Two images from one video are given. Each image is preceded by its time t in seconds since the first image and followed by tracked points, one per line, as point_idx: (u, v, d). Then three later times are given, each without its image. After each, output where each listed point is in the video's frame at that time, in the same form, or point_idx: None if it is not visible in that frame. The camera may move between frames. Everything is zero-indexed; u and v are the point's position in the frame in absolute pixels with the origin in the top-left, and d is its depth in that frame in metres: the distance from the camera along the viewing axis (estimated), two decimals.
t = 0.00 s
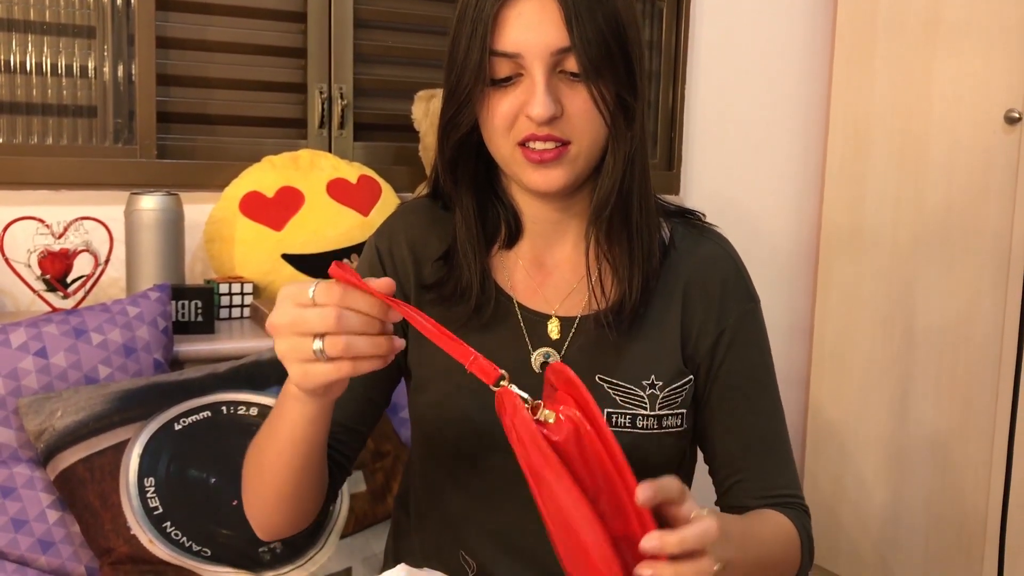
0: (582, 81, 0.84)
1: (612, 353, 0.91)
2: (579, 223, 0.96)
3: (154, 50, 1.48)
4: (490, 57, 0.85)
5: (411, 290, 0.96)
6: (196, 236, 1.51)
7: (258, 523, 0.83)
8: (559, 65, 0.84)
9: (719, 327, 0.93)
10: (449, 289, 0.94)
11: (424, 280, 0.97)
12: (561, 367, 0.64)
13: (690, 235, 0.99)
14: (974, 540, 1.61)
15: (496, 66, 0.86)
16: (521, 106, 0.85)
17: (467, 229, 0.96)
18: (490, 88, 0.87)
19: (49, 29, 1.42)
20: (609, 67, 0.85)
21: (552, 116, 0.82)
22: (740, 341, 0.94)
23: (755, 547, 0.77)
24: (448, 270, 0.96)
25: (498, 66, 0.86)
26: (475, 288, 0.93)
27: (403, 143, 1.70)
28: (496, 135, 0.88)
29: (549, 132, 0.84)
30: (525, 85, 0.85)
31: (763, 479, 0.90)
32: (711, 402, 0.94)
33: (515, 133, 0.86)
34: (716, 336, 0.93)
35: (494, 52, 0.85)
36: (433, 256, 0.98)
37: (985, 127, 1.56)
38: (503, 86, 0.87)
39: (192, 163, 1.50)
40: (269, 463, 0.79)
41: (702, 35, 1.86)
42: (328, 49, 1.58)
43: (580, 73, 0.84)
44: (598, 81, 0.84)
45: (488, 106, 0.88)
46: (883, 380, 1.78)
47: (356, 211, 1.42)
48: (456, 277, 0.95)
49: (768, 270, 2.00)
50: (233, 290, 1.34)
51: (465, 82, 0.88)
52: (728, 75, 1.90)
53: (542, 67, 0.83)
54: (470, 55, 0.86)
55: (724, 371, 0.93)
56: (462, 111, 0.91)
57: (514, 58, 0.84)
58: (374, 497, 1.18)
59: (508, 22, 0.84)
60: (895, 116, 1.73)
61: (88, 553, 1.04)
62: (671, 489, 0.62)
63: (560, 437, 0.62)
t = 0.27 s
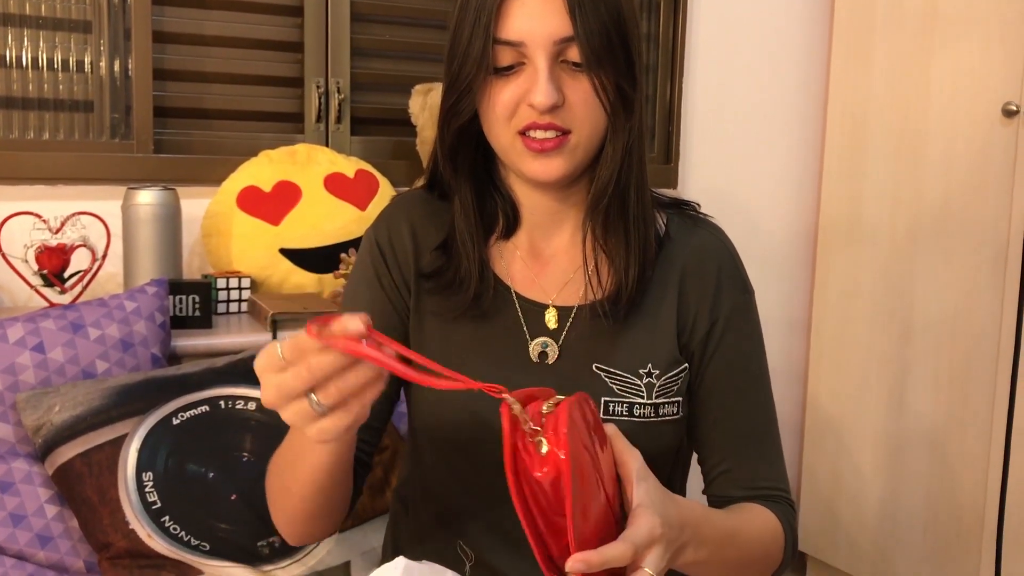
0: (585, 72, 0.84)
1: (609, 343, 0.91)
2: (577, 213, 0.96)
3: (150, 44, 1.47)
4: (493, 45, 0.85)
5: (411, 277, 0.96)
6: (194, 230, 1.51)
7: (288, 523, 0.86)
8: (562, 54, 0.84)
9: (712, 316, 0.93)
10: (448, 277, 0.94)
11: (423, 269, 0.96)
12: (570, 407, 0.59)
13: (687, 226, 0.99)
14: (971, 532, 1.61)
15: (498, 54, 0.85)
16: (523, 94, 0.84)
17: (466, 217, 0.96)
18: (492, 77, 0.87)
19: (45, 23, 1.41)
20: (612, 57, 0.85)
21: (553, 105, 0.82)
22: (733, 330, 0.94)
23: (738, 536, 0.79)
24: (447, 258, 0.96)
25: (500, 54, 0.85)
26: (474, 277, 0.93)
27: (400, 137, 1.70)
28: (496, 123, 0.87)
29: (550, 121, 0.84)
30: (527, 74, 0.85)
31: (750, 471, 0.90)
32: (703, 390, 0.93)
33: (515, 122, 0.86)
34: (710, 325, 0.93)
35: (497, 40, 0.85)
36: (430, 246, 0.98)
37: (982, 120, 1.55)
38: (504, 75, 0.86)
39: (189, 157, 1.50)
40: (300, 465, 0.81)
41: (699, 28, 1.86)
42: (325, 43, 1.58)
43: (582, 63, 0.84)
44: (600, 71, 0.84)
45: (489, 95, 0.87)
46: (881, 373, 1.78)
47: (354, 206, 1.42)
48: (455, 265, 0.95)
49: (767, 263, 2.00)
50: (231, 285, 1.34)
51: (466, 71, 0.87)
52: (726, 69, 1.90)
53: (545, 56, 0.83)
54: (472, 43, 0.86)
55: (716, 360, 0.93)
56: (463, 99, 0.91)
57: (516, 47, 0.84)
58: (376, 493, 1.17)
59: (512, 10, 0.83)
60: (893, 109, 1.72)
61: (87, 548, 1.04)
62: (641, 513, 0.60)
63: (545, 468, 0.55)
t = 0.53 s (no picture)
0: (588, 68, 0.84)
1: (603, 338, 0.91)
2: (574, 208, 0.96)
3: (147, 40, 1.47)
4: (497, 39, 0.84)
5: (408, 269, 0.96)
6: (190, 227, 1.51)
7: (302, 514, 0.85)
8: (564, 50, 0.84)
9: (706, 311, 0.94)
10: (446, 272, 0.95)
11: (419, 262, 0.97)
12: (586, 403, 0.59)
13: (683, 222, 0.99)
14: (968, 526, 1.61)
15: (501, 48, 0.85)
16: (524, 89, 0.84)
17: (463, 212, 0.96)
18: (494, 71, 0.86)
19: (41, 19, 1.41)
20: (615, 54, 0.85)
21: (555, 100, 0.82)
22: (727, 324, 0.94)
23: (732, 527, 0.79)
24: (444, 253, 0.97)
25: (503, 48, 0.85)
26: (471, 270, 0.93)
27: (397, 133, 1.70)
28: (496, 118, 0.87)
29: (551, 116, 0.84)
30: (529, 69, 0.84)
31: (742, 466, 0.91)
32: (696, 384, 0.94)
33: (515, 117, 0.85)
34: (703, 320, 0.93)
35: (501, 34, 0.84)
36: (427, 240, 0.98)
37: (979, 116, 1.56)
38: (506, 69, 0.86)
39: (186, 154, 1.50)
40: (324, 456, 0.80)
41: (697, 24, 1.86)
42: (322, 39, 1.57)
43: (586, 59, 0.84)
44: (602, 67, 0.84)
45: (490, 89, 0.87)
46: (878, 368, 1.78)
47: (350, 202, 1.42)
48: (452, 260, 0.96)
49: (764, 259, 2.00)
50: (227, 282, 1.34)
51: (468, 64, 0.87)
52: (724, 64, 1.90)
53: (549, 51, 0.83)
54: (476, 37, 0.85)
55: (709, 354, 0.93)
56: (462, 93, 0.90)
57: (520, 41, 0.84)
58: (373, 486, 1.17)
59: (518, 5, 0.83)
60: (891, 104, 1.72)
61: (84, 544, 1.04)
62: (646, 496, 0.60)
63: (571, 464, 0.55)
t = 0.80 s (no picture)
0: (599, 67, 0.84)
1: (607, 337, 0.91)
2: (578, 206, 0.96)
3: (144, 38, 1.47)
4: (508, 36, 0.84)
5: (411, 262, 0.95)
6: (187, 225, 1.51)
7: (269, 496, 0.82)
8: (575, 49, 0.84)
9: (709, 311, 0.94)
10: (451, 266, 0.94)
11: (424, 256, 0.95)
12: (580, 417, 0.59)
13: (687, 222, 0.99)
14: (965, 525, 1.62)
15: (512, 45, 0.85)
16: (534, 86, 0.84)
17: (469, 209, 0.96)
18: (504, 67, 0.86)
19: (38, 18, 1.41)
20: (626, 54, 0.85)
21: (565, 99, 0.82)
22: (728, 325, 0.94)
23: (727, 525, 0.79)
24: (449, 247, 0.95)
25: (514, 45, 0.85)
26: (476, 268, 0.93)
27: (394, 132, 1.70)
28: (505, 114, 0.87)
29: (560, 115, 0.84)
30: (540, 67, 0.84)
31: (738, 465, 0.91)
32: (697, 385, 0.94)
33: (525, 114, 0.85)
34: (706, 321, 0.94)
35: (513, 31, 0.84)
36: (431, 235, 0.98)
37: (975, 115, 1.56)
38: (516, 66, 0.86)
39: (183, 152, 1.49)
40: (305, 435, 0.78)
41: (695, 23, 1.86)
42: (319, 37, 1.57)
43: (597, 58, 0.84)
44: (613, 66, 0.84)
45: (500, 86, 0.87)
46: (874, 367, 1.78)
47: (348, 200, 1.41)
48: (457, 254, 0.94)
49: (761, 258, 2.00)
50: (225, 280, 1.34)
51: (478, 60, 0.87)
52: (722, 64, 1.90)
53: (560, 49, 0.83)
54: (487, 33, 0.85)
55: (711, 356, 0.93)
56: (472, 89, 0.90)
57: (531, 38, 0.84)
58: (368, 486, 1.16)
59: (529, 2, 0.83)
60: (888, 103, 1.73)
61: (81, 543, 1.04)
62: (648, 500, 0.61)
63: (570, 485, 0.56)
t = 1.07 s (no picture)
0: (611, 78, 0.85)
1: (607, 341, 0.91)
2: (580, 210, 0.96)
3: (142, 40, 1.47)
4: (523, 42, 0.84)
5: (411, 263, 0.95)
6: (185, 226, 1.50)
7: (260, 497, 0.81)
8: (587, 58, 0.84)
9: (707, 315, 0.94)
10: (451, 266, 0.94)
11: (425, 256, 0.96)
12: (598, 468, 0.57)
13: (688, 226, 1.00)
14: (963, 526, 1.62)
15: (524, 52, 0.85)
16: (545, 93, 0.84)
17: (474, 209, 0.96)
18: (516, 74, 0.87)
19: (37, 19, 1.41)
20: (637, 64, 0.85)
21: (576, 107, 0.82)
22: (726, 329, 0.94)
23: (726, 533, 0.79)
24: (451, 249, 0.95)
25: (527, 51, 0.85)
26: (478, 267, 0.93)
27: (393, 133, 1.70)
28: (514, 119, 0.87)
29: (570, 123, 0.84)
30: (551, 74, 0.84)
31: (734, 469, 0.91)
32: (694, 388, 0.94)
33: (534, 120, 0.85)
34: (704, 324, 0.94)
35: (527, 38, 0.84)
36: (433, 236, 0.97)
37: (973, 118, 1.56)
38: (528, 73, 0.86)
39: (181, 153, 1.49)
40: (320, 449, 0.76)
41: (694, 25, 1.86)
42: (318, 39, 1.57)
43: (609, 68, 0.84)
44: (626, 77, 0.84)
45: (511, 90, 0.87)
46: (873, 369, 1.78)
47: (346, 202, 1.41)
48: (458, 255, 0.95)
49: (760, 259, 2.00)
50: (223, 281, 1.34)
51: (490, 65, 0.87)
52: (721, 66, 1.90)
53: (573, 58, 0.83)
54: (501, 39, 0.85)
55: (708, 359, 0.93)
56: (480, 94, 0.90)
57: (544, 46, 0.84)
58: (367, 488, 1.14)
59: (545, 9, 0.83)
60: (886, 106, 1.73)
61: (78, 544, 1.04)
62: (670, 536, 0.60)
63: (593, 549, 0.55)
